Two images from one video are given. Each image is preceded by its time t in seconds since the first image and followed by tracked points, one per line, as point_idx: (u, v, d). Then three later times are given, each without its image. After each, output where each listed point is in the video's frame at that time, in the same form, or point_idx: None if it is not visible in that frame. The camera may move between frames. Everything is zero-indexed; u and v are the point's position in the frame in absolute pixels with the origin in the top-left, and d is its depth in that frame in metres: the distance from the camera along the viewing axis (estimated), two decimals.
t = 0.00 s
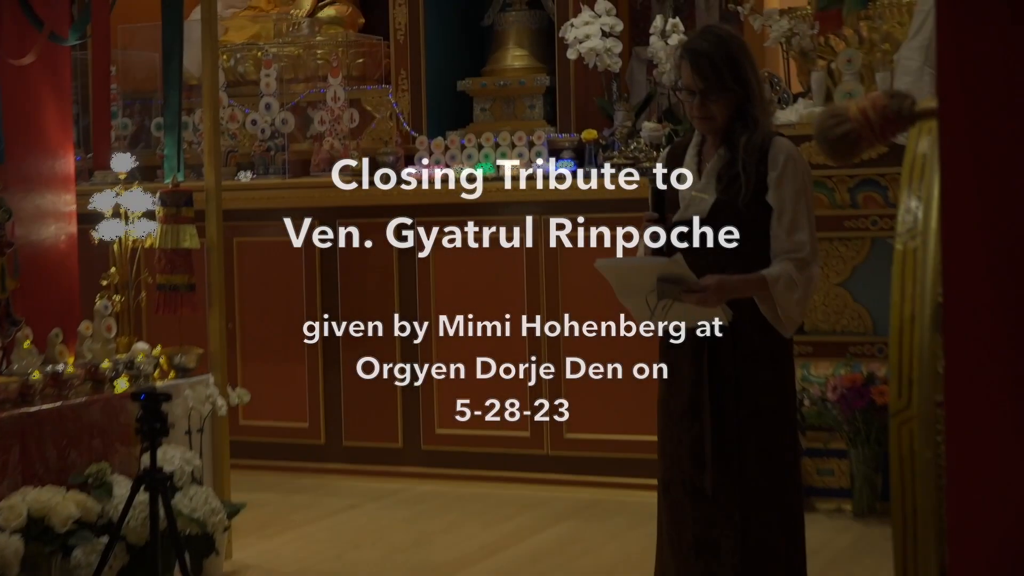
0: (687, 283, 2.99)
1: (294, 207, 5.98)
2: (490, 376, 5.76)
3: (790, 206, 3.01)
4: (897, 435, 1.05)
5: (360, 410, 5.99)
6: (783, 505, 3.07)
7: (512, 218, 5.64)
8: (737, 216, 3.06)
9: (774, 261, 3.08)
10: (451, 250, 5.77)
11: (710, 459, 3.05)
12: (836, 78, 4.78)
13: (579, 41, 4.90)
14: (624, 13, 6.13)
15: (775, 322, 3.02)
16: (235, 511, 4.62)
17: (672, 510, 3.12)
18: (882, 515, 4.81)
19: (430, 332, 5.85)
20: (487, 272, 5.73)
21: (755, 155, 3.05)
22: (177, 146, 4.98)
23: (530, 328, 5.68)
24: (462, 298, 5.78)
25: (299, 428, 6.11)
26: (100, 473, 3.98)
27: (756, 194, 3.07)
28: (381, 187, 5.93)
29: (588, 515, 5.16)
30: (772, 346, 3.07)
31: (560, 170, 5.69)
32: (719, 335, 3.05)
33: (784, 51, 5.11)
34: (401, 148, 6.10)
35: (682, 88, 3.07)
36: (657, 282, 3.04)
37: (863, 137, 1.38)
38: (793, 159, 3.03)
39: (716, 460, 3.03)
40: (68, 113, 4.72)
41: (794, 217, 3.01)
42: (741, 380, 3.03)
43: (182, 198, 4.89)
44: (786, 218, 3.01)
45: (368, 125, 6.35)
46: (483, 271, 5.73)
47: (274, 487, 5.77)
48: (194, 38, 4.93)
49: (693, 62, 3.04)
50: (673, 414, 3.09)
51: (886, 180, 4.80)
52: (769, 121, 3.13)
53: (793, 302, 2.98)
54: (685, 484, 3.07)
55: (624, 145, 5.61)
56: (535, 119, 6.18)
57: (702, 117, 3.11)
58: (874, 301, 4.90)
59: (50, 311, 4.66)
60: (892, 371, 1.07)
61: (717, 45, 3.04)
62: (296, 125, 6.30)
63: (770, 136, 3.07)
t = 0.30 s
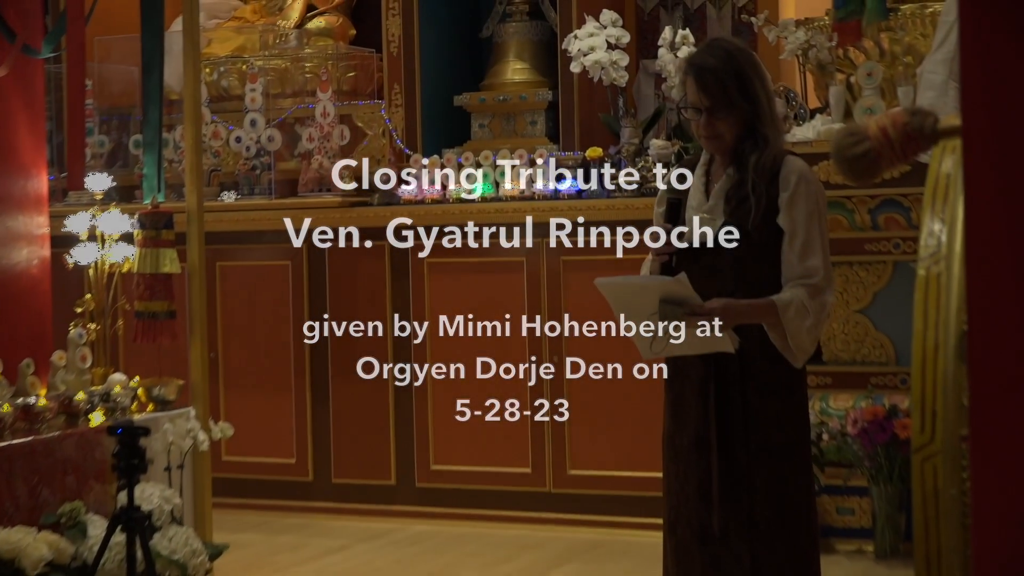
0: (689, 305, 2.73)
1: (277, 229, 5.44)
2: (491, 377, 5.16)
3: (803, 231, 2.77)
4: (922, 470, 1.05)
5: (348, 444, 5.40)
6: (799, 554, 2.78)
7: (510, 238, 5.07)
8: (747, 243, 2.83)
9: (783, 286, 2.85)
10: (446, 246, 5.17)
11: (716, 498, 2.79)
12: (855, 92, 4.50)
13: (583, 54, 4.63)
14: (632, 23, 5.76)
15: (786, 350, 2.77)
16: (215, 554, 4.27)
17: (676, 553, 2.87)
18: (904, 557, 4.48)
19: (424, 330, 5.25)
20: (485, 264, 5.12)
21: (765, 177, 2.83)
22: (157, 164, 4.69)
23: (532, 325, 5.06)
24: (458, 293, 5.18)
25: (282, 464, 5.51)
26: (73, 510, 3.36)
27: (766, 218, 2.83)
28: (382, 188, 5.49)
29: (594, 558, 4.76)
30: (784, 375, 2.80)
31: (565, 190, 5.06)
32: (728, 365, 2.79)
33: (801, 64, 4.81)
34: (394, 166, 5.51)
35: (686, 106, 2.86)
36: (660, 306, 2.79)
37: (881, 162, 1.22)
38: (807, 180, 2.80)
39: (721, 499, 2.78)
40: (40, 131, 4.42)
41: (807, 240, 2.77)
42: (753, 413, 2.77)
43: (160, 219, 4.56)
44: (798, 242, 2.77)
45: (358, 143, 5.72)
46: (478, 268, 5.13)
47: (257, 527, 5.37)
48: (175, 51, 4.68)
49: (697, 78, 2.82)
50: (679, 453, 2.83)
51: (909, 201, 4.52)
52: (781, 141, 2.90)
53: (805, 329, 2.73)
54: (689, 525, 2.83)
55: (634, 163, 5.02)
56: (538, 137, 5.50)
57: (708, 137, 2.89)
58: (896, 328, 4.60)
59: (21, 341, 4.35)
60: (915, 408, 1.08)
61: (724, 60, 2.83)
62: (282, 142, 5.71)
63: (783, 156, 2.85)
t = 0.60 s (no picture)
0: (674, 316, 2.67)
1: (243, 240, 5.08)
2: (489, 377, 4.80)
3: (795, 242, 2.72)
4: (924, 494, 1.04)
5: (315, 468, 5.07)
6: None
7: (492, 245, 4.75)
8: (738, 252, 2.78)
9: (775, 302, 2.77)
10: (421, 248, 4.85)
11: (705, 529, 2.72)
12: (855, 95, 4.24)
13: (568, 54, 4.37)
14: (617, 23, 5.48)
15: (776, 367, 2.72)
16: None
17: None
18: None
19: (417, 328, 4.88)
20: (473, 262, 4.78)
21: (755, 184, 2.78)
22: (115, 172, 4.39)
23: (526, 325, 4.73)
24: (449, 289, 4.82)
25: (247, 491, 5.15)
26: (24, 540, 2.34)
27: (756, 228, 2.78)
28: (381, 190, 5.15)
29: None
30: (775, 396, 2.74)
31: (546, 200, 4.75)
32: (716, 385, 2.74)
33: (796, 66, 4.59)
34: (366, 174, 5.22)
35: (673, 113, 2.83)
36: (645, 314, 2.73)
37: (880, 166, 1.40)
38: (799, 190, 2.76)
39: (711, 530, 2.71)
40: None
41: (799, 253, 2.73)
42: (741, 439, 2.71)
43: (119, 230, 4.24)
44: (789, 255, 2.72)
45: (328, 148, 5.34)
46: (463, 269, 4.80)
47: (221, 558, 5.05)
48: (133, 50, 4.37)
49: (685, 85, 2.81)
50: (665, 480, 2.75)
51: (913, 211, 4.21)
52: (772, 151, 2.87)
53: (796, 346, 2.69)
54: (676, 557, 2.74)
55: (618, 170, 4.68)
56: (519, 143, 5.15)
57: (695, 144, 2.86)
58: (898, 345, 4.28)
59: None
60: (917, 424, 1.05)
61: (712, 66, 2.81)
62: (247, 148, 5.43)
63: (774, 165, 2.81)
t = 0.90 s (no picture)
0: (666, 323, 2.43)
1: (211, 249, 4.15)
2: (487, 380, 3.98)
3: (796, 249, 2.46)
4: (936, 518, 1.05)
5: (288, 490, 4.18)
6: None
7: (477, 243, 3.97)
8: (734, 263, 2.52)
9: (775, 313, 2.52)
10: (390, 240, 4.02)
11: (704, 556, 2.47)
12: (864, 93, 3.98)
13: (557, 50, 4.09)
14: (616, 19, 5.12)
15: (776, 383, 2.47)
16: None
17: None
18: None
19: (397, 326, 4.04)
20: (459, 252, 3.99)
21: (752, 190, 2.51)
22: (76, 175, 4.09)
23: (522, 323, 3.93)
24: (433, 282, 4.01)
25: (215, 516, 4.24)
26: None
27: (755, 237, 2.52)
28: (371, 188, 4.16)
29: None
30: (775, 413, 2.49)
31: (538, 206, 4.00)
32: (712, 401, 2.48)
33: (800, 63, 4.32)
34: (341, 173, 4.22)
35: (663, 112, 2.56)
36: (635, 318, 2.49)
37: (889, 169, 1.33)
38: (801, 193, 2.49)
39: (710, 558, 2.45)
40: None
41: (800, 260, 2.46)
42: (739, 460, 2.45)
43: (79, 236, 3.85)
44: (790, 263, 2.46)
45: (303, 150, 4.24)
46: (444, 267, 4.00)
47: None
48: (96, 44, 4.08)
49: (674, 81, 2.54)
50: (660, 504, 2.50)
51: (925, 216, 3.93)
52: (771, 151, 2.59)
53: (797, 361, 2.43)
54: None
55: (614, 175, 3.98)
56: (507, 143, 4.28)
57: (687, 146, 2.59)
58: (910, 360, 4.02)
59: None
60: (930, 446, 1.04)
61: (703, 61, 2.54)
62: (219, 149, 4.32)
63: (773, 167, 2.54)
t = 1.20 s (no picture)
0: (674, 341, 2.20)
1: (192, 262, 3.88)
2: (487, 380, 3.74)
3: (813, 261, 2.23)
4: (964, 540, 1.21)
5: (274, 516, 3.91)
6: None
7: (474, 254, 3.74)
8: (746, 277, 2.27)
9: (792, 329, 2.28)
10: (381, 250, 3.79)
11: None
12: (886, 94, 3.74)
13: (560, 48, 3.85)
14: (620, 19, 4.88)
15: (793, 403, 2.23)
16: None
17: None
18: None
19: (389, 339, 3.81)
20: (456, 264, 3.76)
21: (766, 199, 2.28)
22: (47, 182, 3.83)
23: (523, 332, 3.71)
24: (430, 295, 3.76)
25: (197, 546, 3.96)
26: None
27: (769, 249, 2.28)
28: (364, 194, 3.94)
29: None
30: (790, 435, 2.26)
31: (540, 215, 3.77)
32: (724, 423, 2.27)
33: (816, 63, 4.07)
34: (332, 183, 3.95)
35: (669, 115, 2.32)
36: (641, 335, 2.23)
37: (911, 174, 1.60)
38: (817, 201, 2.26)
39: None
40: None
41: (817, 273, 2.23)
42: (752, 485, 2.25)
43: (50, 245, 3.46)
44: (807, 275, 2.23)
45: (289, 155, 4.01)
46: (441, 280, 3.75)
47: None
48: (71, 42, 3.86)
49: (680, 81, 2.29)
50: (667, 530, 2.28)
51: (950, 225, 3.65)
52: (785, 158, 2.35)
53: (816, 380, 2.20)
54: None
55: (620, 180, 3.76)
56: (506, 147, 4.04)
57: (695, 152, 2.35)
58: (937, 379, 3.75)
59: None
60: (958, 467, 1.20)
61: (712, 58, 2.30)
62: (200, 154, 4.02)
63: (788, 173, 2.30)
